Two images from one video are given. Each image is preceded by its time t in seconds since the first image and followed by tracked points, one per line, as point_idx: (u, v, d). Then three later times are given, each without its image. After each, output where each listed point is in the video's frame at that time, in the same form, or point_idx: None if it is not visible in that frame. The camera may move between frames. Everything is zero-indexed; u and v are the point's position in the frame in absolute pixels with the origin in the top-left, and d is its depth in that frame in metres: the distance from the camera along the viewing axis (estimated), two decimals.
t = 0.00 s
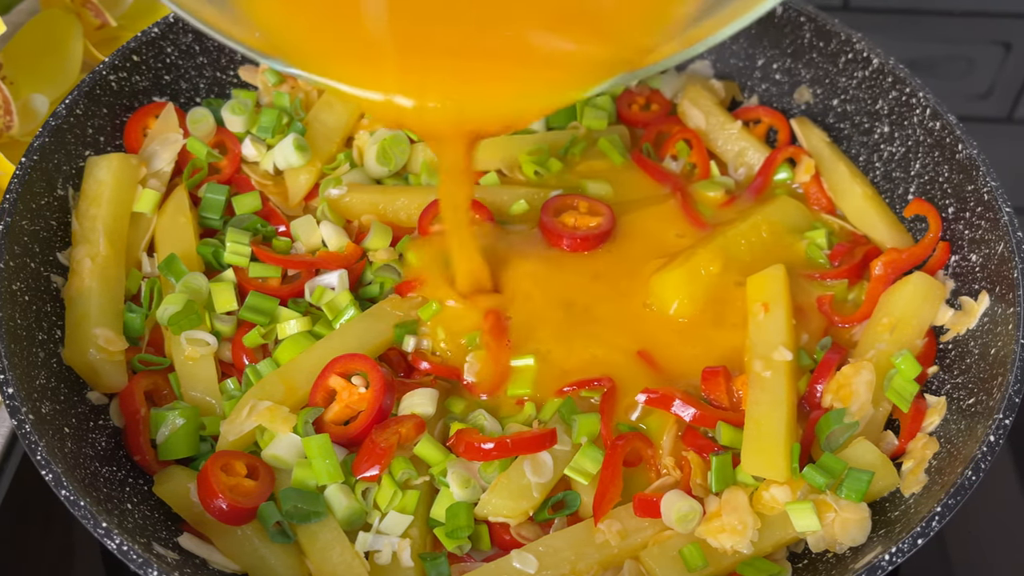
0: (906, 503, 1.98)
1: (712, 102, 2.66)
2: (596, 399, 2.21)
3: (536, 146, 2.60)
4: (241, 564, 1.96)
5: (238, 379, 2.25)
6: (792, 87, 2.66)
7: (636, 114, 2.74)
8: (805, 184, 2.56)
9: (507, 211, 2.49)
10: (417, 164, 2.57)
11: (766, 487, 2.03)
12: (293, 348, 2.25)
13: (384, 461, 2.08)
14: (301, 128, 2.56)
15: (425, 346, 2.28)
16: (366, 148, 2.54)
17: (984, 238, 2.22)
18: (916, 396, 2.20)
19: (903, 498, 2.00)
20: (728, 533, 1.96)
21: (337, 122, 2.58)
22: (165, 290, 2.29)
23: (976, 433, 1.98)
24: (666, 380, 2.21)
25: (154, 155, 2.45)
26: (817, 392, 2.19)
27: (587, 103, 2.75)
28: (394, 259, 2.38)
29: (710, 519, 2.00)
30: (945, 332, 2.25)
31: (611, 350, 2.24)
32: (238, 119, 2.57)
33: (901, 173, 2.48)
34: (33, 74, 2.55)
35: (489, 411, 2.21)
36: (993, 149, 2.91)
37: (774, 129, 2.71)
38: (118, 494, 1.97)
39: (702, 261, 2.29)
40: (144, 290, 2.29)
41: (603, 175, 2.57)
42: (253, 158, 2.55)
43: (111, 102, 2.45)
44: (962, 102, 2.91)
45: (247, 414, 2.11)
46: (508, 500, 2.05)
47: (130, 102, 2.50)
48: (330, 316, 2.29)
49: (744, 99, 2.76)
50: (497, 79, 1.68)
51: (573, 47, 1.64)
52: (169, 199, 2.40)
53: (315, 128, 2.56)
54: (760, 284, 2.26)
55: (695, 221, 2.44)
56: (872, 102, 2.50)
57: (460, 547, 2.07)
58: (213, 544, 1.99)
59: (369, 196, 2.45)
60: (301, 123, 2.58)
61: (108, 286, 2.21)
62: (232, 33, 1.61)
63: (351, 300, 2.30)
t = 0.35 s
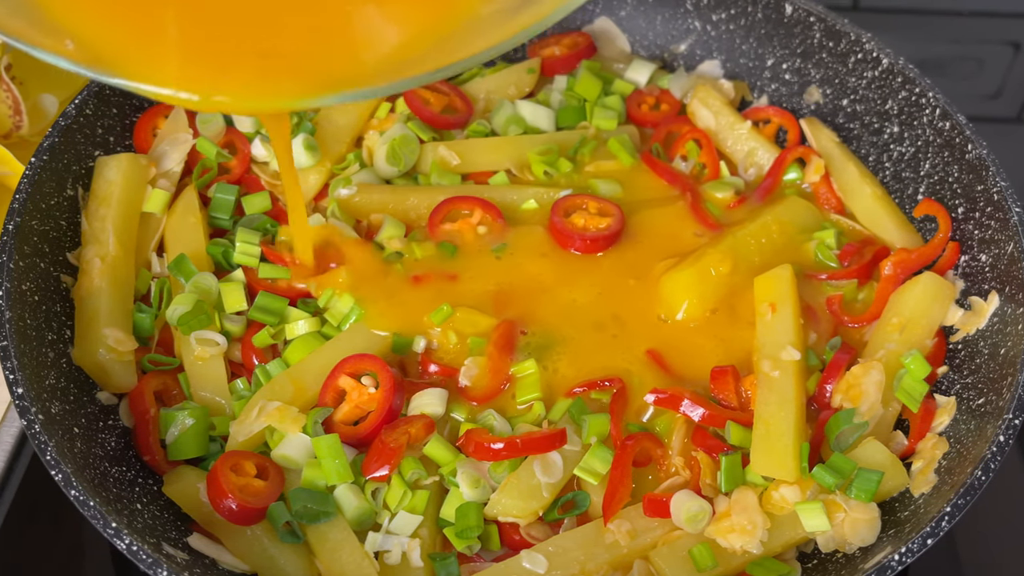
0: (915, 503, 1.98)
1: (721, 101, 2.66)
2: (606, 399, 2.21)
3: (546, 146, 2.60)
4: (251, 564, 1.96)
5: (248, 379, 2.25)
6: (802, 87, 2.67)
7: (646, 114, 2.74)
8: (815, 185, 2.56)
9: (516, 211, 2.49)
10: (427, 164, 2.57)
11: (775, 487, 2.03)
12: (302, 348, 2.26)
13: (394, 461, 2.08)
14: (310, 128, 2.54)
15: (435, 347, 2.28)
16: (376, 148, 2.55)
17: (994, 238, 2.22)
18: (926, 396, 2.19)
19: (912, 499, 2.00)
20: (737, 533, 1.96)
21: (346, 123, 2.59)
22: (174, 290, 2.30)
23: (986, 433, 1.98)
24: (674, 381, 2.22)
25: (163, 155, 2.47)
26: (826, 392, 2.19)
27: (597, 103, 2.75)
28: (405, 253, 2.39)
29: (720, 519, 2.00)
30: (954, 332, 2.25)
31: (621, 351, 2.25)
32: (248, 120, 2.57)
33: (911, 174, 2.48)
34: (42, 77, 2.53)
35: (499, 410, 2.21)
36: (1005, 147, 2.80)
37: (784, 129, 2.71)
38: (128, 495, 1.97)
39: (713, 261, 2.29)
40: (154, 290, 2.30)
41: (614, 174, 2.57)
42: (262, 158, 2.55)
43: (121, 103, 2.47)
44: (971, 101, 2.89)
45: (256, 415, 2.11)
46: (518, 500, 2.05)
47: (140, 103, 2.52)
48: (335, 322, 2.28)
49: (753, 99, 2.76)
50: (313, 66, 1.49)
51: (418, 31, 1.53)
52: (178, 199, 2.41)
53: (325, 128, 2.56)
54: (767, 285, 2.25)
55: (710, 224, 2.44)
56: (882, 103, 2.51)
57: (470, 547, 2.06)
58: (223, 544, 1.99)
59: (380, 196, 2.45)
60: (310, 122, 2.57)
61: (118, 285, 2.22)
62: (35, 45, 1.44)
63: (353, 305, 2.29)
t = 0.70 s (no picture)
0: (925, 503, 1.98)
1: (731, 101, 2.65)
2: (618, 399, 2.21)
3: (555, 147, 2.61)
4: (260, 564, 1.96)
5: (257, 380, 2.25)
6: (811, 87, 2.66)
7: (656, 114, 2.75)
8: (825, 185, 2.56)
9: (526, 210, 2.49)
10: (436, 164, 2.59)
11: (785, 487, 2.03)
12: (312, 348, 2.25)
13: (403, 461, 2.07)
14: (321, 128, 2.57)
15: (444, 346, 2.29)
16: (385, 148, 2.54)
17: (1003, 238, 2.22)
18: (935, 396, 2.19)
19: (922, 499, 2.00)
20: (747, 533, 1.95)
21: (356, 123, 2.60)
22: (184, 290, 2.31)
23: (995, 433, 1.98)
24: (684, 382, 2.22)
25: (173, 155, 2.47)
26: (836, 392, 2.19)
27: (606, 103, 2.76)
28: (415, 256, 2.42)
29: (731, 519, 1.99)
30: (964, 332, 2.24)
31: (630, 352, 2.27)
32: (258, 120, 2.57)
33: (920, 174, 2.48)
34: (54, 80, 2.57)
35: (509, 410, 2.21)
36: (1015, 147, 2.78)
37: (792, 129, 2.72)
38: (138, 494, 1.97)
39: (724, 261, 2.29)
40: (163, 290, 2.30)
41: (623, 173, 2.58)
42: (271, 158, 2.55)
43: (131, 102, 2.46)
44: (981, 101, 2.89)
45: (266, 415, 2.11)
46: (528, 500, 2.04)
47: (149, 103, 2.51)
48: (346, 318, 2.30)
49: (763, 99, 2.77)
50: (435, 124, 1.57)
51: (634, 75, 1.53)
52: (189, 199, 2.42)
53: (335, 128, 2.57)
54: (775, 285, 2.26)
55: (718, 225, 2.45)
56: (891, 102, 2.51)
57: (479, 547, 2.05)
58: (232, 544, 1.99)
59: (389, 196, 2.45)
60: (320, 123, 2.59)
61: (128, 285, 2.22)
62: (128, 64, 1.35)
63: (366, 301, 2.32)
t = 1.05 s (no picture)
0: (935, 503, 1.97)
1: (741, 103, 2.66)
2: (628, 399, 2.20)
3: (566, 146, 2.60)
4: (270, 564, 1.95)
5: (267, 379, 2.25)
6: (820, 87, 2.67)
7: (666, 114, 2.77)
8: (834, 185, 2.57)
9: (536, 211, 2.51)
10: (446, 164, 2.60)
11: (795, 487, 2.05)
12: (321, 349, 2.26)
13: (413, 461, 2.08)
14: (330, 128, 2.58)
15: (454, 345, 2.29)
16: (395, 148, 2.56)
17: (1013, 238, 2.23)
18: (945, 396, 2.19)
19: (932, 499, 1.99)
20: (760, 543, 1.95)
21: (366, 123, 2.62)
22: (194, 291, 2.30)
23: (1005, 433, 1.97)
24: (692, 380, 2.22)
25: (183, 155, 2.48)
26: (846, 392, 2.19)
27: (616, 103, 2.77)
28: (424, 259, 2.40)
29: (743, 519, 1.99)
30: (974, 332, 2.25)
31: (641, 352, 2.27)
32: (268, 120, 2.61)
33: (929, 173, 2.48)
34: (60, 78, 2.57)
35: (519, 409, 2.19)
36: None
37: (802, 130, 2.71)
38: (148, 494, 1.96)
39: (733, 261, 2.30)
40: (173, 290, 2.30)
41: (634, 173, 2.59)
42: (282, 158, 2.58)
43: (140, 102, 2.46)
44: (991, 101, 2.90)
45: (276, 415, 2.11)
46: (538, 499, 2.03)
47: (159, 103, 2.51)
48: (357, 318, 2.30)
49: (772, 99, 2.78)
50: (783, 128, 1.76)
51: (916, 82, 1.72)
52: (198, 199, 2.43)
53: (344, 128, 2.59)
54: (777, 283, 2.28)
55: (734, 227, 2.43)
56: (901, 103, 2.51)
57: (489, 547, 2.05)
58: (242, 544, 1.99)
59: (400, 196, 2.45)
60: (330, 123, 2.61)
61: (137, 285, 2.22)
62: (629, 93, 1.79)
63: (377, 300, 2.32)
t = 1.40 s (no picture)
0: (945, 503, 1.96)
1: (751, 101, 2.68)
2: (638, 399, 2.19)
3: (575, 146, 2.61)
4: (279, 564, 1.95)
5: (277, 379, 2.25)
6: (831, 87, 2.68)
7: (676, 114, 2.76)
8: (844, 185, 2.57)
9: (545, 210, 2.51)
10: (455, 164, 2.61)
11: (804, 486, 2.04)
12: (331, 349, 2.26)
13: (423, 461, 2.08)
14: (339, 128, 2.58)
15: (463, 345, 2.29)
16: (405, 149, 2.57)
17: None
18: (955, 396, 2.19)
19: (942, 499, 1.98)
20: (770, 542, 1.95)
21: (375, 122, 2.62)
22: (203, 291, 2.30)
23: (1016, 433, 1.95)
24: (701, 380, 2.22)
25: (193, 155, 2.48)
26: (856, 392, 2.19)
27: (626, 103, 2.77)
28: (433, 260, 2.41)
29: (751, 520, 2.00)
30: (983, 332, 2.24)
31: (651, 352, 2.26)
32: (277, 120, 2.61)
33: (940, 173, 2.48)
34: (70, 75, 2.58)
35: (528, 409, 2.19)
36: None
37: (813, 129, 2.73)
38: (157, 494, 1.96)
39: (742, 261, 2.30)
40: (183, 290, 2.30)
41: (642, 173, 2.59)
42: (292, 158, 2.58)
43: (150, 102, 2.46)
44: (1002, 102, 2.91)
45: (286, 415, 2.11)
46: (547, 499, 2.03)
47: (168, 103, 2.52)
48: (367, 318, 2.30)
49: (783, 99, 2.79)
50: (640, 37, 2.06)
51: (641, 18, 2.08)
52: (208, 199, 2.43)
53: (354, 129, 2.60)
54: (777, 282, 2.27)
55: (735, 228, 2.42)
56: (911, 103, 2.51)
57: (499, 547, 2.05)
58: (252, 544, 1.99)
59: (409, 196, 2.46)
60: (339, 123, 2.61)
61: (146, 286, 2.23)
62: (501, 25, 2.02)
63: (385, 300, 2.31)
